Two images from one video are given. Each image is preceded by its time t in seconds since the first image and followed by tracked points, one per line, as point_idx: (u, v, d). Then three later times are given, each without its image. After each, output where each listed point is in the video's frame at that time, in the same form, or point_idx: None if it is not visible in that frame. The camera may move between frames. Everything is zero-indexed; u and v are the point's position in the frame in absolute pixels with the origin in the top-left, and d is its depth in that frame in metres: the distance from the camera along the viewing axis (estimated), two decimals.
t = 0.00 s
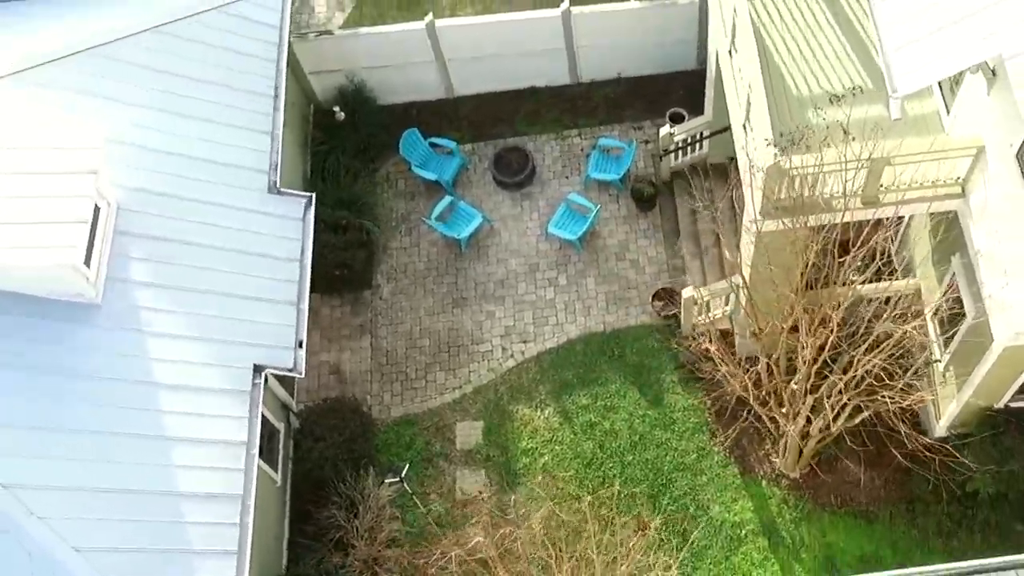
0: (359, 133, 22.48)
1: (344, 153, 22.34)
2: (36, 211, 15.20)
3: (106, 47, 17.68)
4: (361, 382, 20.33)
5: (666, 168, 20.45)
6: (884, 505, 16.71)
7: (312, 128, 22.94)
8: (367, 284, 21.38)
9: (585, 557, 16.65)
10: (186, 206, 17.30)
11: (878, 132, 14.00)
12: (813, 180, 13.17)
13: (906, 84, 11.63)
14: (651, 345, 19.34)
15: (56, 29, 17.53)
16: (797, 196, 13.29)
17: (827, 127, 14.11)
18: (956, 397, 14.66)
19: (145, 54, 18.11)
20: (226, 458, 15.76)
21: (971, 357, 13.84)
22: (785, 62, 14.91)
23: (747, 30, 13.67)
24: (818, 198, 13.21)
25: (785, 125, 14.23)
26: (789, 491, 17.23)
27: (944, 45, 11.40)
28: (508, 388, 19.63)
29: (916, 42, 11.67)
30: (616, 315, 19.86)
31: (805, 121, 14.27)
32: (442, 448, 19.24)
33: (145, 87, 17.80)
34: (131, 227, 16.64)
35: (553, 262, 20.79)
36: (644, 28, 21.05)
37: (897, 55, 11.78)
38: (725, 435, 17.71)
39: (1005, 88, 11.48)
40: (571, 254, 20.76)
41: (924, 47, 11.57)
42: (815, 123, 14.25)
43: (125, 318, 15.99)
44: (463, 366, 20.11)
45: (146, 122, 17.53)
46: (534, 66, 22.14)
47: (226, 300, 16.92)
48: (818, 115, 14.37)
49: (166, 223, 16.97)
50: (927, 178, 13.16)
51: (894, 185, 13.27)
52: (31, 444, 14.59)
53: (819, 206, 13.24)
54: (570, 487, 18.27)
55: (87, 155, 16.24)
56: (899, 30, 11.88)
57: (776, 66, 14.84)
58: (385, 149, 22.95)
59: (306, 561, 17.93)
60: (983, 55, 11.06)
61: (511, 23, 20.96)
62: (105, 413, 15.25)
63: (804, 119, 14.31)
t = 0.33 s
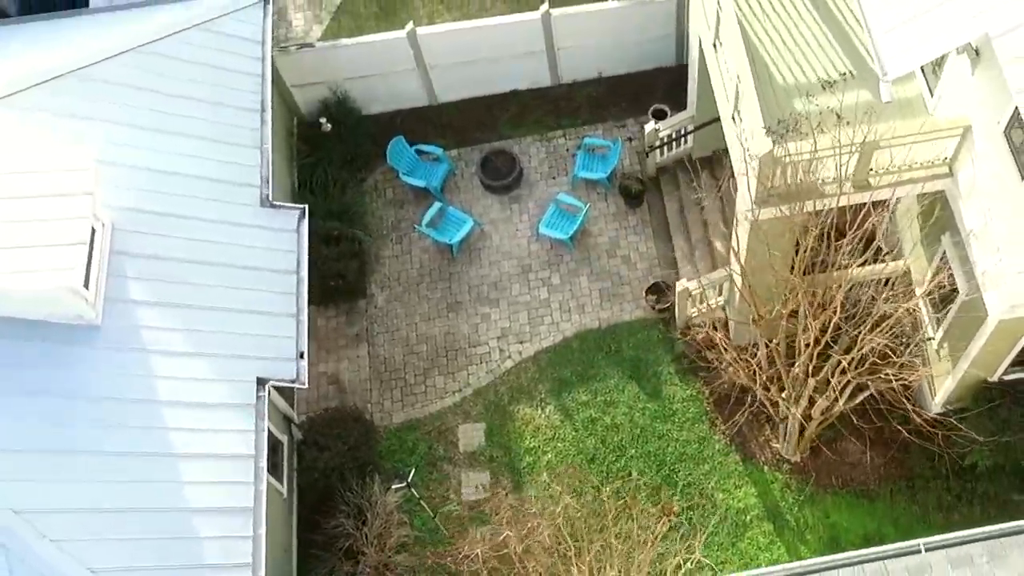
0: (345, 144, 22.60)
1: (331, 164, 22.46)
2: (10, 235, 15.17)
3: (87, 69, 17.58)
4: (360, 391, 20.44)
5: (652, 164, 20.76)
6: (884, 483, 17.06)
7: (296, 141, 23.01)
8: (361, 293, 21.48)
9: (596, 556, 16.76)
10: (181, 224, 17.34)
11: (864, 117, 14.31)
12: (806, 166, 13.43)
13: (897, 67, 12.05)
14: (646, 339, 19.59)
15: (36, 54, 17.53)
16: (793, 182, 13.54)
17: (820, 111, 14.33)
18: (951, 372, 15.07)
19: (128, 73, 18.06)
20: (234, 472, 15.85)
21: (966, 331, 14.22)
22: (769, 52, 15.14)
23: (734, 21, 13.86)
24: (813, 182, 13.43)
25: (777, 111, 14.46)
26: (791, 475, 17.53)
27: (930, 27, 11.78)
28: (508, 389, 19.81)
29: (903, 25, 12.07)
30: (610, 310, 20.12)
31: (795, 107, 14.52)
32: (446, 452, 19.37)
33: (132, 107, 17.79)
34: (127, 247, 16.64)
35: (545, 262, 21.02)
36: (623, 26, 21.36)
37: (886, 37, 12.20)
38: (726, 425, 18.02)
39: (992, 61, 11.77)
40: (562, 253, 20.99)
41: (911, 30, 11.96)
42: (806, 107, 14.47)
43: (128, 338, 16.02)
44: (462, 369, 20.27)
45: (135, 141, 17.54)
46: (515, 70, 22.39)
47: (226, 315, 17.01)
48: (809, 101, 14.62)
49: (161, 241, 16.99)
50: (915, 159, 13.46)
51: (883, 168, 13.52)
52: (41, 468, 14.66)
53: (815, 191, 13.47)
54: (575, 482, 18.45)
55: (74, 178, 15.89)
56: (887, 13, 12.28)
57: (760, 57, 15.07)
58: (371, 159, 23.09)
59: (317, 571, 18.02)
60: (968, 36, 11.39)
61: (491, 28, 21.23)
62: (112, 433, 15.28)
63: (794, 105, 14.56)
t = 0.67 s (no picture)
0: (330, 155, 22.67)
1: (316, 176, 22.52)
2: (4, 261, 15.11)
3: (68, 92, 17.47)
4: (359, 399, 20.52)
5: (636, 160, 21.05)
6: (883, 459, 17.44)
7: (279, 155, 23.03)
8: (354, 302, 21.55)
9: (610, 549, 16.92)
10: (173, 242, 17.34)
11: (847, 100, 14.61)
12: (794, 151, 13.78)
13: (882, 49, 12.34)
14: (640, 332, 19.86)
15: (16, 78, 17.39)
16: (784, 166, 13.87)
17: (803, 97, 14.66)
18: (944, 344, 15.47)
19: (110, 94, 17.99)
20: (243, 486, 15.92)
21: (957, 304, 14.63)
22: (749, 43, 15.51)
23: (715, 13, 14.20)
24: (804, 166, 13.75)
25: (763, 99, 14.82)
26: (791, 458, 17.89)
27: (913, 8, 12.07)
28: (507, 389, 19.98)
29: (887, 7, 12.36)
30: (603, 306, 20.36)
31: (780, 95, 14.88)
32: (448, 454, 19.51)
33: (116, 127, 17.73)
34: (121, 268, 16.61)
35: (536, 262, 21.24)
36: (599, 24, 21.59)
37: (870, 21, 12.50)
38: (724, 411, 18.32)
39: (976, 37, 11.98)
40: (552, 252, 21.22)
41: (895, 11, 12.24)
42: (791, 94, 14.84)
43: (128, 358, 15.99)
44: (459, 372, 20.41)
45: (122, 162, 17.51)
46: (494, 73, 22.59)
47: (225, 330, 17.06)
48: (794, 88, 14.97)
49: (155, 260, 16.97)
50: (900, 140, 13.83)
51: (869, 149, 13.90)
52: (48, 492, 14.59)
53: (805, 174, 13.80)
54: (580, 477, 18.66)
55: (73, 200, 15.73)
56: None
57: (741, 47, 15.42)
58: (355, 169, 23.18)
59: None
60: (950, 19, 11.53)
61: (469, 34, 21.39)
62: (119, 454, 15.27)
63: (779, 92, 14.92)
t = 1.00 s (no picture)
0: (313, 167, 22.71)
1: (301, 189, 22.56)
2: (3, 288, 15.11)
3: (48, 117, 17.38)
4: (358, 408, 20.57)
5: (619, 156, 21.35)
6: (882, 433, 17.79)
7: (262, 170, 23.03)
8: (346, 312, 21.60)
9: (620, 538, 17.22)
10: (166, 261, 17.32)
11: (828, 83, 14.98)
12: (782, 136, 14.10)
13: (866, 29, 12.73)
14: (633, 324, 20.12)
15: None
16: (773, 152, 14.19)
17: (786, 84, 15.00)
18: (936, 317, 15.88)
19: (92, 117, 17.92)
20: (252, 499, 15.95)
21: (948, 276, 15.04)
22: (729, 32, 15.84)
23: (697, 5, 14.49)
24: (792, 150, 14.07)
25: (749, 87, 15.07)
26: (790, 439, 18.22)
27: None
28: (505, 388, 20.15)
29: None
30: (595, 301, 20.59)
31: (766, 83, 15.16)
32: (451, 457, 19.63)
33: (100, 150, 17.67)
34: (116, 289, 16.58)
35: (526, 261, 21.45)
36: (574, 23, 21.85)
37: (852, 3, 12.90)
38: (721, 398, 18.63)
39: (954, 13, 12.36)
40: (541, 252, 21.45)
41: None
42: (777, 81, 15.11)
43: (126, 379, 15.94)
44: (457, 375, 20.54)
45: (109, 184, 17.43)
46: (472, 78, 22.78)
47: (224, 346, 17.08)
48: (775, 75, 15.30)
49: (149, 280, 16.94)
50: (883, 119, 14.21)
51: (854, 130, 14.26)
52: (57, 518, 14.59)
53: (794, 158, 14.13)
54: (583, 470, 18.87)
55: (70, 223, 15.97)
56: None
57: (722, 38, 15.73)
58: (339, 180, 23.26)
59: None
60: None
61: (445, 39, 21.57)
62: (126, 475, 15.26)
63: (762, 80, 15.25)
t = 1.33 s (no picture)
0: (301, 179, 22.78)
1: (288, 202, 22.51)
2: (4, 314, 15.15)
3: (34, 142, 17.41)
4: (358, 417, 20.64)
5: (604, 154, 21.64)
6: (879, 412, 18.22)
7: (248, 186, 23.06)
8: (342, 322, 21.67)
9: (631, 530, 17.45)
10: (162, 279, 17.28)
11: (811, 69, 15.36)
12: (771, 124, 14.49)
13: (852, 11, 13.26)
14: (627, 319, 20.40)
15: None
16: (763, 139, 14.65)
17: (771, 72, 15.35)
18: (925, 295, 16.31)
19: (82, 139, 17.99)
20: (265, 512, 15.92)
21: (936, 252, 15.50)
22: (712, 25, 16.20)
23: None
24: (781, 137, 14.53)
25: (735, 77, 15.44)
26: (789, 422, 18.58)
27: None
28: (505, 389, 20.33)
29: None
30: (589, 298, 20.85)
31: (750, 72, 15.52)
32: (455, 460, 19.77)
33: (90, 172, 17.67)
34: (114, 310, 16.51)
35: (518, 262, 21.66)
36: (552, 24, 22.10)
37: None
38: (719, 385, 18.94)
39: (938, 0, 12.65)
40: (533, 252, 21.67)
41: None
42: (761, 70, 15.48)
43: (127, 400, 15.84)
44: (456, 379, 20.69)
45: (100, 205, 17.41)
46: (454, 83, 22.97)
47: (224, 361, 17.05)
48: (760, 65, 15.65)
49: (145, 300, 16.89)
50: (869, 102, 14.61)
51: (841, 114, 14.66)
52: (71, 541, 14.54)
53: (782, 145, 14.60)
54: (587, 464, 19.11)
55: (64, 246, 15.91)
56: None
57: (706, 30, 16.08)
58: (326, 192, 23.35)
59: None
60: None
61: (424, 47, 21.70)
62: (138, 496, 15.20)
63: (747, 70, 15.61)
